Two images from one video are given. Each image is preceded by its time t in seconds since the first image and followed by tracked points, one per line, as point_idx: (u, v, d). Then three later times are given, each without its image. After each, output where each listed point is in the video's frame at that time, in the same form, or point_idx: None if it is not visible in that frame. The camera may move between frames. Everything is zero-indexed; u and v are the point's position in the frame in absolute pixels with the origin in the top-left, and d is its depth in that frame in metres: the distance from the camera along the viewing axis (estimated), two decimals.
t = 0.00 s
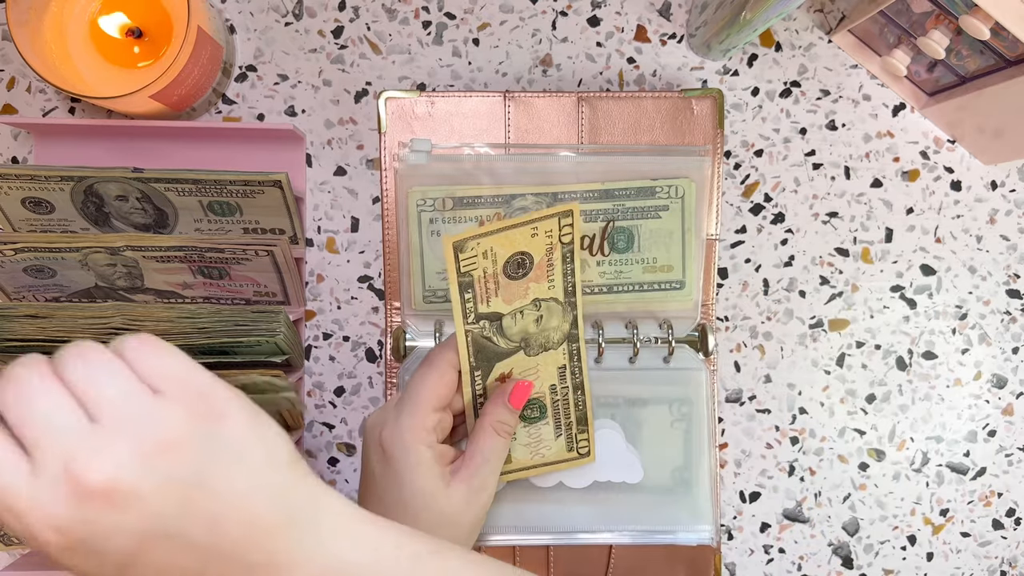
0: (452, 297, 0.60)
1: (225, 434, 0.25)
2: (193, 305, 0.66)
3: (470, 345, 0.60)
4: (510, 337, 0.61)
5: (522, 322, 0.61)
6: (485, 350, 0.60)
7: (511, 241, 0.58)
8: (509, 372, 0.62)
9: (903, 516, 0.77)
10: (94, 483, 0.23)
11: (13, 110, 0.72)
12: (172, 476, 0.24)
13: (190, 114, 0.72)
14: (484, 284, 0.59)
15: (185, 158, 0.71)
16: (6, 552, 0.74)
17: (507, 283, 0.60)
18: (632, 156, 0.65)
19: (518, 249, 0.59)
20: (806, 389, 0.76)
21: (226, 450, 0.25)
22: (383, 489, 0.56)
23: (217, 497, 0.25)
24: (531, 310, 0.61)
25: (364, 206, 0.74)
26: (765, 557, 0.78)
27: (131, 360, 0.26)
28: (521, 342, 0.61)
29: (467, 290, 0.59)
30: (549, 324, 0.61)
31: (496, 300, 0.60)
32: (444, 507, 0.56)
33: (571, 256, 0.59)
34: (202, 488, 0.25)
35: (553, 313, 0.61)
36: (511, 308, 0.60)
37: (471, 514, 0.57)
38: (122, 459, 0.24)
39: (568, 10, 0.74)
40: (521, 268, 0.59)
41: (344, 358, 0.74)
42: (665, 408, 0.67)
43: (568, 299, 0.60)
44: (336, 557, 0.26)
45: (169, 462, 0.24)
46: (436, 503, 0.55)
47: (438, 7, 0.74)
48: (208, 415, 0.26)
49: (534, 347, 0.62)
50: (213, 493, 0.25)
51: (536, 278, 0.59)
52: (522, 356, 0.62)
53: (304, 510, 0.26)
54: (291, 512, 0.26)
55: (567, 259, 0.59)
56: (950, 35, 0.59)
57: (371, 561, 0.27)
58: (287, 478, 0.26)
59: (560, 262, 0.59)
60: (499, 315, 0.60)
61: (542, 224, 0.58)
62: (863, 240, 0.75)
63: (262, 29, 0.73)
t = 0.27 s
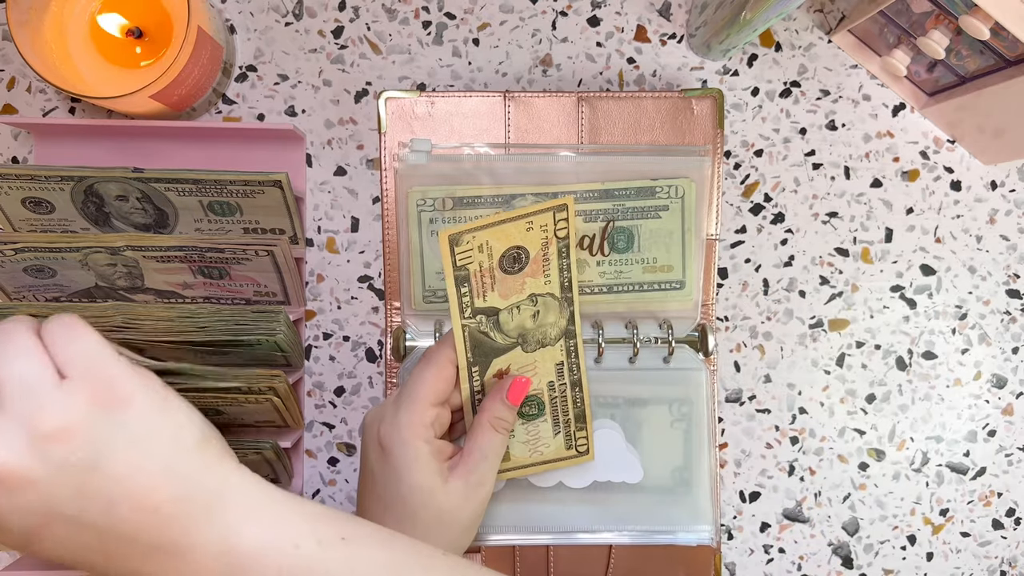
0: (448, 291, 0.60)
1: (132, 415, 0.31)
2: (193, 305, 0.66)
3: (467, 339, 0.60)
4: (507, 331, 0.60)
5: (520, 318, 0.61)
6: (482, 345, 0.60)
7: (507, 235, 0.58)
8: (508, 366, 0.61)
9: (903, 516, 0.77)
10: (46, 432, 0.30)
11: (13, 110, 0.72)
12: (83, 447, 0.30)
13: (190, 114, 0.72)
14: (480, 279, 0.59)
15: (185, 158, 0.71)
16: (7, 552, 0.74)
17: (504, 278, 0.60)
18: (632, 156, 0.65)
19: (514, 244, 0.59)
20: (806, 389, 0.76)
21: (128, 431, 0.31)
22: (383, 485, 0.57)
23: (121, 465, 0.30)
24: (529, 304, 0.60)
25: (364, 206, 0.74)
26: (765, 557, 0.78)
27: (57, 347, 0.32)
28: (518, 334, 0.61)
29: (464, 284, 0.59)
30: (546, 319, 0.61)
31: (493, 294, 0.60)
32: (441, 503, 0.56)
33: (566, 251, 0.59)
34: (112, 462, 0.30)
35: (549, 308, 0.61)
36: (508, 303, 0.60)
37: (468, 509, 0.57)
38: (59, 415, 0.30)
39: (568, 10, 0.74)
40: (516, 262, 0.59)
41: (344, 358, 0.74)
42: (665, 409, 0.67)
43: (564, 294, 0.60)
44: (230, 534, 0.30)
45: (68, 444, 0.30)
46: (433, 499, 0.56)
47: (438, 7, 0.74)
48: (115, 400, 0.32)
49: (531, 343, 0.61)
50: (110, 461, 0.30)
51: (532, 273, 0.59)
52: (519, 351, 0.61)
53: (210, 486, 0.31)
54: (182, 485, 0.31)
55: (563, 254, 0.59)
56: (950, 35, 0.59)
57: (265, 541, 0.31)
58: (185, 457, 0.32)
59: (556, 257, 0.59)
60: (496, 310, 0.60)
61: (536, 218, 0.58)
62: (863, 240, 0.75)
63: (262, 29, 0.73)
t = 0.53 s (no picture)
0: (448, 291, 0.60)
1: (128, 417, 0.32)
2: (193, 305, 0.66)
3: (467, 339, 0.60)
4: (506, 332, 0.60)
5: (519, 317, 0.61)
6: (482, 344, 0.60)
7: (506, 234, 0.58)
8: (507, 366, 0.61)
9: (903, 516, 0.77)
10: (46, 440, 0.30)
11: (13, 110, 0.72)
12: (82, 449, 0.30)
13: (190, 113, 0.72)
14: (479, 279, 0.59)
15: (185, 158, 0.71)
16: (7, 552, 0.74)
17: (503, 277, 0.60)
18: (632, 156, 0.65)
19: (514, 243, 0.59)
20: (806, 389, 0.76)
21: (124, 435, 0.31)
22: (383, 484, 0.57)
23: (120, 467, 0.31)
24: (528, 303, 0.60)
25: (364, 206, 0.74)
26: (765, 557, 0.78)
27: (54, 351, 0.32)
28: (517, 334, 0.61)
29: (463, 283, 0.59)
30: (546, 319, 0.61)
31: (493, 293, 0.60)
32: (441, 502, 0.56)
33: (566, 251, 0.59)
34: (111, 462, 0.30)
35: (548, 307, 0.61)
36: (507, 302, 0.60)
37: (468, 508, 0.57)
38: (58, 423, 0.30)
39: (567, 10, 0.74)
40: (515, 262, 0.59)
41: (344, 357, 0.74)
42: (665, 409, 0.67)
43: (564, 294, 0.60)
44: (227, 534, 0.30)
45: (67, 451, 0.30)
46: (433, 498, 0.56)
47: (438, 7, 0.74)
48: (109, 405, 0.32)
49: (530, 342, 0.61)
50: (108, 463, 0.31)
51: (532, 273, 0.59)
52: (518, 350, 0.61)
53: (209, 483, 0.31)
54: (178, 488, 0.31)
55: (562, 254, 0.59)
56: (950, 35, 0.59)
57: (262, 537, 0.31)
58: (179, 457, 0.32)
59: (555, 256, 0.59)
60: (495, 309, 0.60)
61: (535, 218, 0.58)
62: (863, 240, 0.75)
63: (262, 29, 0.73)
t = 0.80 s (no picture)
0: (449, 292, 0.60)
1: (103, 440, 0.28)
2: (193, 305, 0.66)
3: (467, 339, 0.60)
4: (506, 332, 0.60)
5: (520, 317, 0.60)
6: (482, 345, 0.60)
7: (507, 235, 0.58)
8: (507, 366, 0.61)
9: (903, 516, 0.77)
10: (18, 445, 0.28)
11: (13, 110, 0.72)
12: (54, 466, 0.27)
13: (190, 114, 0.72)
14: (479, 279, 0.59)
15: (185, 158, 0.71)
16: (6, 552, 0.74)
17: (504, 277, 0.60)
18: (632, 156, 0.65)
19: (514, 244, 0.59)
20: (806, 390, 0.76)
21: (92, 455, 0.28)
22: (383, 484, 0.57)
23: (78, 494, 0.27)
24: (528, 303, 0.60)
25: (364, 206, 0.74)
26: (765, 557, 0.78)
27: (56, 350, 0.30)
28: (517, 334, 0.61)
29: (464, 284, 0.59)
30: (546, 319, 0.61)
31: (493, 293, 0.60)
32: (440, 503, 0.56)
33: (566, 251, 0.59)
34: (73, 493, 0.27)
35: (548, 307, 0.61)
36: (508, 303, 0.60)
37: (468, 508, 0.58)
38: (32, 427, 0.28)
39: (567, 10, 0.74)
40: (516, 262, 0.59)
41: (344, 358, 0.74)
42: (665, 409, 0.67)
43: (564, 294, 0.60)
44: None
45: (32, 457, 0.28)
46: (432, 499, 0.56)
47: (438, 7, 0.74)
48: (87, 416, 0.28)
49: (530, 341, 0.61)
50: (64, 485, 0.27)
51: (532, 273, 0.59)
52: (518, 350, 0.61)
53: (166, 531, 0.27)
54: (137, 531, 0.27)
55: (563, 254, 0.59)
56: (950, 35, 0.59)
57: None
58: (144, 496, 0.27)
59: (556, 257, 0.59)
60: (496, 310, 0.60)
61: (536, 219, 0.58)
62: (863, 240, 0.75)
63: (262, 29, 0.73)
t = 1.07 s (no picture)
0: (448, 291, 0.60)
1: None
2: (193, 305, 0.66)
3: (467, 339, 0.60)
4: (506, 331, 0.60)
5: (519, 317, 0.60)
6: (482, 344, 0.60)
7: (507, 235, 0.58)
8: (507, 366, 0.61)
9: (903, 516, 0.77)
10: None
11: (13, 110, 0.72)
12: None
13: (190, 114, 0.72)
14: (479, 279, 0.59)
15: (185, 158, 0.71)
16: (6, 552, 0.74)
17: (503, 277, 0.60)
18: (632, 156, 0.65)
19: (514, 243, 0.59)
20: (806, 390, 0.76)
21: None
22: (383, 483, 0.57)
23: None
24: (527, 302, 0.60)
25: (364, 206, 0.74)
26: (765, 557, 0.78)
27: None
28: (517, 334, 0.61)
29: (464, 283, 0.59)
30: (546, 319, 0.61)
31: (492, 293, 0.60)
32: (440, 502, 0.56)
33: (566, 251, 0.59)
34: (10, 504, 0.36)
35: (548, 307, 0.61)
36: (507, 303, 0.60)
37: (468, 507, 0.58)
38: None
39: (568, 10, 0.74)
40: (516, 262, 0.59)
41: (344, 358, 0.74)
42: (665, 409, 0.67)
43: (563, 294, 0.60)
44: None
45: None
46: (432, 499, 0.56)
47: (438, 7, 0.74)
48: None
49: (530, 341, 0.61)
50: None
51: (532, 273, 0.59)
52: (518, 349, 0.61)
53: (36, 550, 0.36)
54: (21, 554, 0.36)
55: (562, 253, 0.59)
56: (950, 35, 0.59)
57: None
58: (42, 527, 0.36)
59: (556, 256, 0.59)
60: (495, 309, 0.60)
61: (536, 218, 0.58)
62: (863, 240, 0.75)
63: (262, 30, 0.73)
